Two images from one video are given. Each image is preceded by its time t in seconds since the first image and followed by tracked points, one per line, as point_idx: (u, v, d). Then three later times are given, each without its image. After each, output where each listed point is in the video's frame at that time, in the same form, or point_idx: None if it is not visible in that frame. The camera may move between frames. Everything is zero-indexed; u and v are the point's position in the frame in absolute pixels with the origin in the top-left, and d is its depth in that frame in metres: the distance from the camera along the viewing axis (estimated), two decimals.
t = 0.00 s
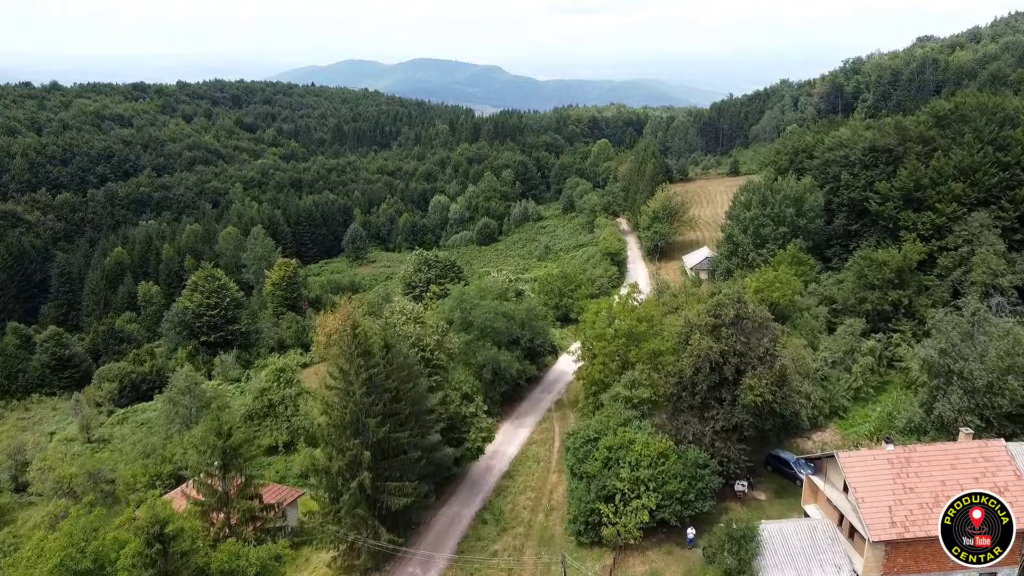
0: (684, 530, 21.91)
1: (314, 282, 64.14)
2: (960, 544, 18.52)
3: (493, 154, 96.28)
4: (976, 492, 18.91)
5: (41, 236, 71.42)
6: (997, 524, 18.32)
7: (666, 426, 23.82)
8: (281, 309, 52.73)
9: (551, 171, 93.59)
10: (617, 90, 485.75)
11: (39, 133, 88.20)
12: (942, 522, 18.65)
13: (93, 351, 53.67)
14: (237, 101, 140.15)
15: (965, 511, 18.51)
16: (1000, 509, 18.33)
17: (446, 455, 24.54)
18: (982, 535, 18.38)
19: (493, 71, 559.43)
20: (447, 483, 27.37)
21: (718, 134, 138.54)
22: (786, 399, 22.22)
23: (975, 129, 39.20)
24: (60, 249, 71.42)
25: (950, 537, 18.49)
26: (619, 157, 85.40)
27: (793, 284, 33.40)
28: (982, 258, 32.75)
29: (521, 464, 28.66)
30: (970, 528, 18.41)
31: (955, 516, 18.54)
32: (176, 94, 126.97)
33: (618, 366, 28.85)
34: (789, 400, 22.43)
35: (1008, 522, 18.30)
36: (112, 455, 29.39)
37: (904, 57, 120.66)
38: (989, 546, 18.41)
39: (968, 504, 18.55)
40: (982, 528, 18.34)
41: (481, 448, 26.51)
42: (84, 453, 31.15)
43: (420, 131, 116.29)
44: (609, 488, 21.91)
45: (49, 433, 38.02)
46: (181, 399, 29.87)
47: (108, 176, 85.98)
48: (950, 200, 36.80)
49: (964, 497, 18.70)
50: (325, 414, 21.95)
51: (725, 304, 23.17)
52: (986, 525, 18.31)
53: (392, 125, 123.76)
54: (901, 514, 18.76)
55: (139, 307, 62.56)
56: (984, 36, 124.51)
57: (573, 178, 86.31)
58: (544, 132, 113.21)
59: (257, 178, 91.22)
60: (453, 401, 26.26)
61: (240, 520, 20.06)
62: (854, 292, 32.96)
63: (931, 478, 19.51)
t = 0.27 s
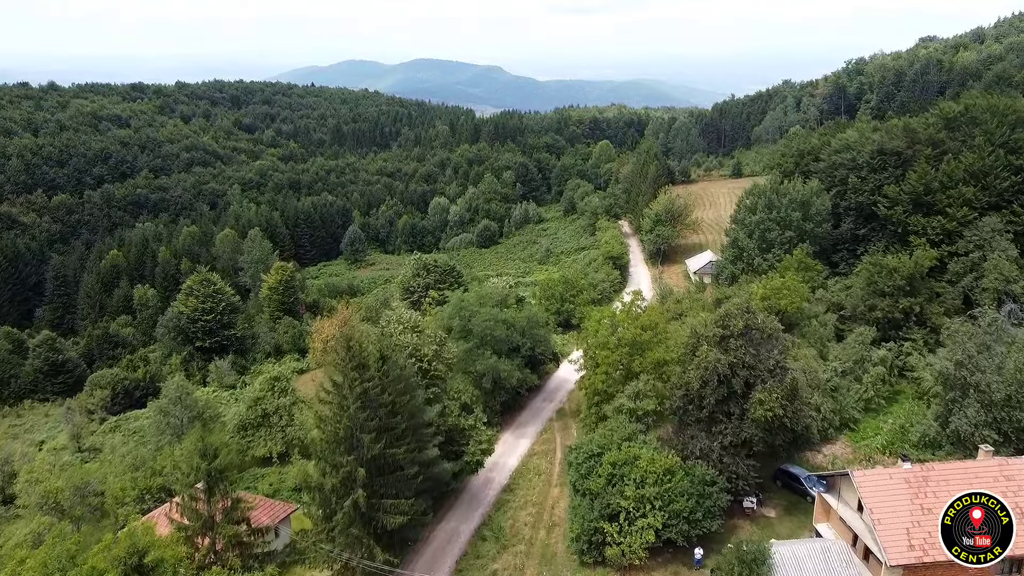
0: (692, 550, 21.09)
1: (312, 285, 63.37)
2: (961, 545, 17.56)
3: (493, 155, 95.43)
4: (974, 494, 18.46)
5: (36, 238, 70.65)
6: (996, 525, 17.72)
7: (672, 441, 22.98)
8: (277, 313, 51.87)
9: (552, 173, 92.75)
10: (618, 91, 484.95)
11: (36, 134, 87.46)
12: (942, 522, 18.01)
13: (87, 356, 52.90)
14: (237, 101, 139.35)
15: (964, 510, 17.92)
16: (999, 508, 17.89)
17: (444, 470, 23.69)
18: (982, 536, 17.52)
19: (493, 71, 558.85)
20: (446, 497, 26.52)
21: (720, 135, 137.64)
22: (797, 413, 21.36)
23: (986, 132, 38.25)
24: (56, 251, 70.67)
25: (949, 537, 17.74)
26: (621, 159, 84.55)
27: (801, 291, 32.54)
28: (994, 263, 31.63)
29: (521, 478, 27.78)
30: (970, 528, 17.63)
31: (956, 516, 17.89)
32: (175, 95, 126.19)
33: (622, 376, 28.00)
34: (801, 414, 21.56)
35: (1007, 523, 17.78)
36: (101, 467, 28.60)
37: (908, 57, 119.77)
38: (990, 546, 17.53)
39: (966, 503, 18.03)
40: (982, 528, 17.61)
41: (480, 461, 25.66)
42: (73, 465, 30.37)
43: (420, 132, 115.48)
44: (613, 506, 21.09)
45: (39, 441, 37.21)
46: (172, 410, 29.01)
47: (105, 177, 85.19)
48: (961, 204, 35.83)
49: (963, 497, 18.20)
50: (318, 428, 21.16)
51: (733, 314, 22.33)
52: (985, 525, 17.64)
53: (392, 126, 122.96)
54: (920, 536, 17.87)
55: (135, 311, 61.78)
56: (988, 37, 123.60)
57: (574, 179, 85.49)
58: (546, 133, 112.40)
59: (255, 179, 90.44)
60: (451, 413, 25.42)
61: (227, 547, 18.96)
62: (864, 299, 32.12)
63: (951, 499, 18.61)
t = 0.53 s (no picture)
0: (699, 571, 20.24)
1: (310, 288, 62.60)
2: (960, 545, 17.24)
3: (493, 157, 94.65)
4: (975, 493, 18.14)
5: (32, 240, 69.85)
6: (996, 524, 17.41)
7: (678, 456, 22.16)
8: (274, 317, 51.05)
9: (552, 174, 91.96)
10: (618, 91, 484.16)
11: (32, 135, 86.72)
12: (942, 522, 17.71)
13: (81, 361, 52.09)
14: (235, 102, 138.69)
15: (964, 510, 17.55)
16: (999, 508, 17.62)
17: (442, 486, 22.87)
18: (983, 536, 17.14)
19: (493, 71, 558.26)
20: (444, 512, 25.72)
21: (722, 136, 136.83)
22: (809, 429, 20.53)
23: (997, 134, 37.39)
24: (51, 254, 69.89)
25: (948, 536, 17.43)
26: (623, 161, 83.79)
27: (809, 298, 31.73)
28: (1007, 269, 30.44)
29: (522, 492, 26.94)
30: (970, 528, 17.30)
31: (956, 515, 17.53)
32: (173, 95, 125.42)
33: (626, 386, 27.20)
34: (813, 430, 20.72)
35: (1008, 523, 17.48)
36: (89, 480, 27.78)
37: (911, 58, 118.88)
38: (990, 546, 17.13)
39: (966, 503, 17.67)
40: (982, 528, 17.26)
41: (480, 475, 24.81)
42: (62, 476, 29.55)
43: (420, 133, 114.72)
44: (617, 525, 20.25)
45: (29, 449, 36.37)
46: (162, 421, 28.16)
47: (102, 178, 84.41)
48: (972, 208, 34.98)
49: (963, 497, 17.84)
50: (310, 444, 20.34)
51: (742, 325, 21.50)
52: (986, 524, 17.24)
53: (392, 126, 122.22)
54: (939, 561, 17.02)
55: (131, 314, 61.01)
56: (992, 38, 122.72)
57: (575, 181, 84.73)
58: (546, 134, 111.61)
59: (254, 181, 89.68)
60: (449, 425, 24.59)
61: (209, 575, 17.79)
62: (874, 306, 31.31)
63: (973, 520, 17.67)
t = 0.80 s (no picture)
0: None
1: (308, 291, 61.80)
2: (960, 544, 16.42)
3: (494, 158, 93.87)
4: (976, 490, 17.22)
5: (27, 242, 69.04)
6: (996, 524, 16.51)
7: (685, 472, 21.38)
8: (271, 321, 50.24)
9: (553, 176, 91.20)
10: (619, 91, 483.44)
11: (29, 135, 85.98)
12: (942, 522, 17.09)
13: (75, 366, 51.26)
14: (234, 102, 138.08)
15: (963, 511, 16.72)
16: (999, 507, 16.66)
17: (439, 502, 22.03)
18: (983, 536, 16.29)
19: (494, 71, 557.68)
20: (442, 528, 24.91)
21: (724, 137, 136.09)
22: (823, 445, 19.69)
23: (1009, 137, 36.46)
24: (46, 256, 69.08)
25: (948, 537, 16.72)
26: (625, 162, 83.05)
27: (818, 304, 30.88)
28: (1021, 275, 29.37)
29: (523, 507, 26.03)
30: (970, 528, 16.44)
31: (956, 515, 16.77)
32: (172, 96, 124.73)
33: (630, 397, 26.44)
34: (826, 446, 19.87)
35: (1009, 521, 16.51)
36: (76, 494, 26.91)
37: (915, 58, 118.02)
38: (990, 546, 16.28)
39: (966, 504, 16.74)
40: (982, 527, 16.37)
41: (479, 490, 23.93)
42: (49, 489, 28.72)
43: (420, 133, 113.96)
44: (622, 546, 19.43)
45: (18, 458, 35.55)
46: (151, 432, 27.25)
47: (99, 179, 83.63)
48: (983, 212, 34.05)
49: (963, 496, 16.93)
50: (303, 461, 19.54)
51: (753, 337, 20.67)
52: (985, 524, 16.38)
53: (392, 127, 121.50)
54: None
55: (126, 318, 60.21)
56: (996, 38, 121.89)
57: (576, 183, 83.98)
58: (547, 135, 110.85)
59: (252, 182, 88.93)
60: (448, 438, 23.74)
61: None
62: (884, 314, 30.49)
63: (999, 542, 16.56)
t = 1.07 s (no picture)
0: None
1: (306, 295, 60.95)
2: (960, 545, 15.77)
3: (494, 159, 93.06)
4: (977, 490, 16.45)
5: (22, 244, 68.24)
6: (997, 524, 15.63)
7: (692, 490, 20.58)
8: (267, 326, 49.43)
9: (554, 177, 90.38)
10: (620, 92, 482.64)
11: (25, 136, 85.23)
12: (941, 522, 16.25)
13: (69, 371, 50.39)
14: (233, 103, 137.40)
15: (963, 511, 16.01)
16: (999, 508, 15.79)
17: (437, 520, 21.17)
18: (982, 536, 15.57)
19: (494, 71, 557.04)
20: (441, 545, 24.08)
21: (726, 138, 135.22)
22: (836, 464, 18.86)
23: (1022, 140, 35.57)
24: (42, 258, 68.28)
25: (947, 537, 15.98)
26: (626, 164, 82.22)
27: (827, 312, 30.03)
28: None
29: (524, 522, 25.16)
30: (969, 527, 15.75)
31: (956, 515, 16.01)
32: (171, 96, 123.97)
33: (635, 409, 25.64)
34: (840, 464, 19.02)
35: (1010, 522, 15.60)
36: (62, 508, 26.07)
37: (919, 59, 117.13)
38: (990, 547, 15.52)
39: (965, 504, 16.05)
40: (982, 528, 15.64)
41: (477, 506, 23.06)
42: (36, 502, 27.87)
43: (420, 134, 113.16)
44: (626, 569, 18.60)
45: (7, 468, 34.71)
46: (141, 444, 26.38)
47: (95, 181, 82.84)
48: (995, 217, 33.08)
49: (961, 496, 16.26)
50: (294, 479, 18.77)
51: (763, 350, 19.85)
52: (985, 525, 15.62)
53: (392, 128, 120.71)
54: None
55: (121, 321, 59.40)
56: (1000, 39, 121.01)
57: (578, 184, 83.19)
58: (548, 136, 110.00)
59: (250, 183, 88.16)
60: (446, 452, 22.91)
61: None
62: (895, 321, 29.66)
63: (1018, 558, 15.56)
